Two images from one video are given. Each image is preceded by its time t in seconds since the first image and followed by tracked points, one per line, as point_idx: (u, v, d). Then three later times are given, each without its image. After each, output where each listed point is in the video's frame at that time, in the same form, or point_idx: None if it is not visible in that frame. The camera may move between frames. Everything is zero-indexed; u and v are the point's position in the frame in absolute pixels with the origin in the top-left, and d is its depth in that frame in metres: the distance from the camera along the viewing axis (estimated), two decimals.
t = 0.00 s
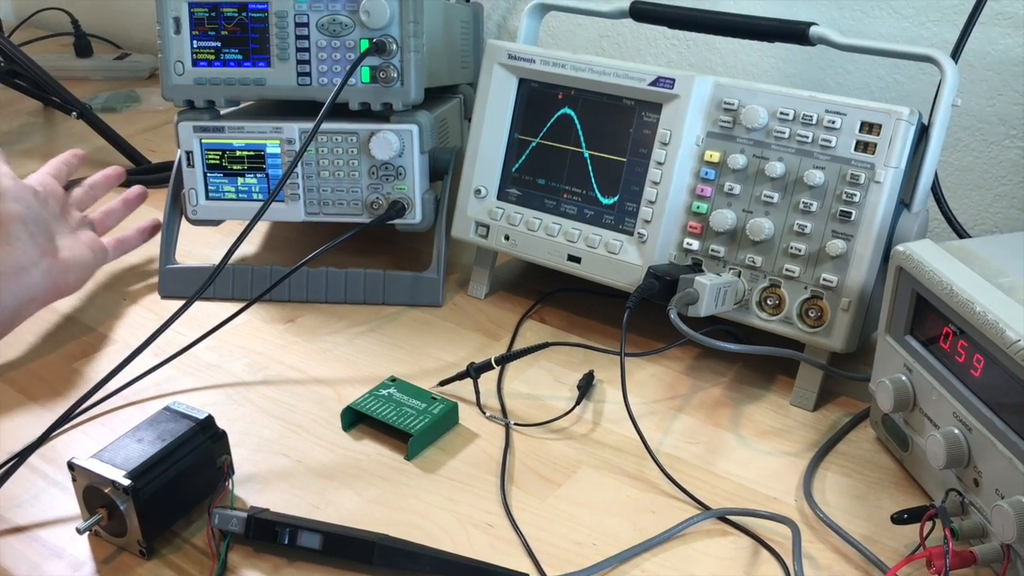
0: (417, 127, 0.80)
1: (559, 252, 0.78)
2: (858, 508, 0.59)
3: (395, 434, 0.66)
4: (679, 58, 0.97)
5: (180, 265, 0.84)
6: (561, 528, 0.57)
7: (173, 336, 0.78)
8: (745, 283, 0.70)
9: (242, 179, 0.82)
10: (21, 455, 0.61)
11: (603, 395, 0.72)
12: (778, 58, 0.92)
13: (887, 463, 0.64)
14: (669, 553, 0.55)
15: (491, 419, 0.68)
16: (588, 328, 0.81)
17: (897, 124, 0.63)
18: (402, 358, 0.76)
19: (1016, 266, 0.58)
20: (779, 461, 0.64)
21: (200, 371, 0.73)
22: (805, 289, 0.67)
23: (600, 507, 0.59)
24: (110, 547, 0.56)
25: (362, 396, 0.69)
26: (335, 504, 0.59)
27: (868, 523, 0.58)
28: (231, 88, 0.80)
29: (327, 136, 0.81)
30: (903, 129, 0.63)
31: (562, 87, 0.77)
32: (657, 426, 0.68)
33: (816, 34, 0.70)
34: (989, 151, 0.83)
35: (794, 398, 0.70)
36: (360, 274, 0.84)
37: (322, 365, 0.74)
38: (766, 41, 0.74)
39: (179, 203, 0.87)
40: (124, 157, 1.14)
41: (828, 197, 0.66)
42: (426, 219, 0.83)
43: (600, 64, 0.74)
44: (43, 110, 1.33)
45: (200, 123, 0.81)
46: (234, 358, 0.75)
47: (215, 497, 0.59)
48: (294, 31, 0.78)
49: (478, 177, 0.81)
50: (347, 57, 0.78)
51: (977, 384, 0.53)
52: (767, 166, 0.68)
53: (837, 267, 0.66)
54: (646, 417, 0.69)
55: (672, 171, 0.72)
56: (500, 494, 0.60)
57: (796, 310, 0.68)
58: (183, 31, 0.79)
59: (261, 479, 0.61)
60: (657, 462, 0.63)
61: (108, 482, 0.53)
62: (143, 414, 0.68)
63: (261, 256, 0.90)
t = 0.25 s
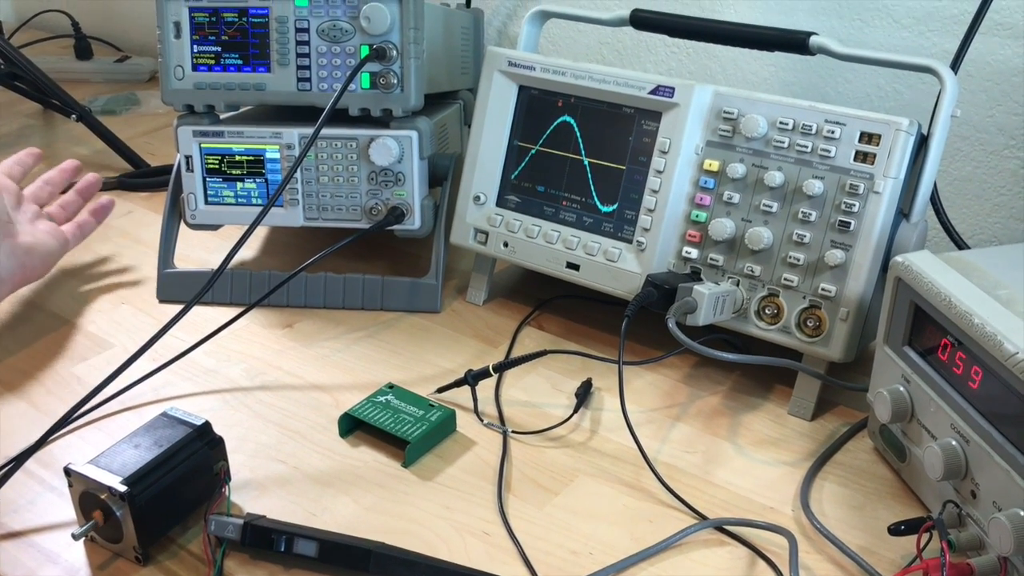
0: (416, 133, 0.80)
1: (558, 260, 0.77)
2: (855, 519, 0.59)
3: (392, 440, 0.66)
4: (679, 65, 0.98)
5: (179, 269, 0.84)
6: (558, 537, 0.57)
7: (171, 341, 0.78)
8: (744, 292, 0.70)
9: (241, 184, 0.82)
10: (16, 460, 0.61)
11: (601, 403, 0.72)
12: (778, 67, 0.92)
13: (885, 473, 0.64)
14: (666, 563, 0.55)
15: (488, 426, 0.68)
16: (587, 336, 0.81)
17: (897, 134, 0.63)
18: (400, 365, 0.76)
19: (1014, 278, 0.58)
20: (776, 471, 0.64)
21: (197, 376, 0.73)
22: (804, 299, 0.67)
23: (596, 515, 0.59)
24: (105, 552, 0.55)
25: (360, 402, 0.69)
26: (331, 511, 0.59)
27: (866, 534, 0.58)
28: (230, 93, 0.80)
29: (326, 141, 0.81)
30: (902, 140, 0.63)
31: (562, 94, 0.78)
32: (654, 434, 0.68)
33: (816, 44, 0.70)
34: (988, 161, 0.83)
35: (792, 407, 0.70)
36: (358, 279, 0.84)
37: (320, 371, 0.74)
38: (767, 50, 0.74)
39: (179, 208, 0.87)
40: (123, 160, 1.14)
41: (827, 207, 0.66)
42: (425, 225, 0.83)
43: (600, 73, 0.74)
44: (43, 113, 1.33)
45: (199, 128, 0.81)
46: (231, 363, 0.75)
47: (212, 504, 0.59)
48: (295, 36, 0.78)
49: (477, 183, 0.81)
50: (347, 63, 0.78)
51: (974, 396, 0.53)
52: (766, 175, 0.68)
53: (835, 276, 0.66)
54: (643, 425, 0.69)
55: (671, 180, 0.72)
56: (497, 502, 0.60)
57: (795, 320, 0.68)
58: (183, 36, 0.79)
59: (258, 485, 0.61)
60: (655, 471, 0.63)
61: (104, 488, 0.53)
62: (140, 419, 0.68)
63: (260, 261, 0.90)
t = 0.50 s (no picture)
0: (417, 138, 0.80)
1: (558, 265, 0.77)
2: (855, 527, 0.59)
3: (391, 446, 0.66)
4: (679, 71, 0.98)
5: (179, 272, 0.84)
6: (557, 544, 0.57)
7: (170, 344, 0.78)
8: (745, 299, 0.70)
9: (241, 187, 0.82)
10: (15, 464, 0.60)
11: (601, 409, 0.72)
12: (779, 73, 0.92)
13: (885, 482, 0.64)
14: (665, 571, 0.55)
15: (488, 432, 0.68)
16: (587, 342, 0.81)
17: (898, 142, 0.63)
18: (400, 370, 0.75)
19: (1015, 287, 0.58)
20: (776, 479, 0.64)
21: (197, 379, 0.73)
22: (805, 306, 0.67)
23: (596, 522, 0.59)
24: (104, 558, 0.55)
25: (359, 408, 0.69)
26: (330, 517, 0.58)
27: (866, 543, 0.58)
28: (231, 97, 0.80)
29: (327, 145, 0.81)
30: (904, 147, 0.63)
31: (563, 100, 0.78)
32: (654, 441, 0.68)
33: (818, 51, 0.70)
34: (988, 169, 0.84)
35: (792, 415, 0.70)
36: (358, 284, 0.84)
37: (319, 375, 0.74)
38: (768, 57, 0.74)
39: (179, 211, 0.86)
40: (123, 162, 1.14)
41: (828, 214, 0.66)
42: (426, 230, 0.83)
43: (601, 78, 0.74)
44: (43, 114, 1.33)
45: (200, 131, 0.81)
46: (231, 366, 0.75)
47: (211, 509, 0.59)
48: (296, 40, 0.78)
49: (478, 188, 0.81)
50: (348, 67, 0.78)
51: (975, 405, 0.53)
52: (767, 182, 0.68)
53: (836, 284, 0.66)
54: (643, 432, 0.69)
55: (672, 186, 0.72)
56: (497, 509, 0.60)
57: (795, 327, 0.68)
58: (184, 39, 0.79)
59: (256, 490, 0.61)
60: (654, 478, 0.63)
61: (103, 493, 0.53)
62: (139, 423, 0.67)
63: (260, 265, 0.90)
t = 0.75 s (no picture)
0: (419, 140, 0.80)
1: (560, 268, 0.77)
2: (857, 532, 0.59)
3: (391, 449, 0.66)
4: (681, 74, 0.98)
5: (179, 274, 0.84)
6: (558, 548, 0.57)
7: (170, 346, 0.78)
8: (746, 303, 0.69)
9: (242, 189, 0.82)
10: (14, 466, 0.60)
11: (602, 413, 0.71)
12: (781, 76, 0.92)
13: (887, 487, 0.63)
14: None
15: (488, 436, 0.68)
16: (587, 345, 0.81)
17: (901, 146, 0.63)
18: (401, 372, 0.75)
19: (1019, 292, 0.57)
20: (778, 483, 0.64)
21: (197, 381, 0.73)
22: (807, 310, 0.67)
23: (597, 526, 0.59)
24: (103, 560, 0.55)
25: (360, 410, 0.69)
26: (330, 520, 0.58)
27: (868, 548, 0.57)
28: (233, 98, 0.80)
29: (328, 147, 0.80)
30: (907, 152, 0.63)
31: (565, 103, 0.77)
32: (655, 445, 0.67)
33: (821, 55, 0.70)
34: (991, 173, 0.83)
35: (793, 419, 0.70)
36: (359, 286, 0.84)
37: (320, 378, 0.74)
38: (771, 60, 0.74)
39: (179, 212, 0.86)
40: (124, 163, 1.14)
41: (831, 218, 0.66)
42: (427, 232, 0.83)
43: (603, 81, 0.74)
44: (44, 115, 1.33)
45: (201, 132, 0.81)
46: (231, 368, 0.75)
47: (211, 511, 0.59)
48: (298, 42, 0.78)
49: (479, 191, 0.81)
50: (350, 69, 0.78)
51: (978, 411, 0.53)
52: (770, 186, 0.68)
53: (838, 288, 0.66)
54: (644, 436, 0.68)
55: (674, 190, 0.72)
56: (497, 512, 0.60)
57: (797, 331, 0.67)
58: (186, 41, 0.79)
59: (256, 493, 0.61)
60: (655, 482, 0.63)
61: (102, 495, 0.53)
62: (139, 425, 0.67)
63: (260, 266, 0.90)
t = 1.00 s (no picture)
0: (419, 140, 0.80)
1: (561, 269, 0.77)
2: (857, 534, 0.59)
3: (391, 450, 0.66)
4: (682, 74, 0.98)
5: (179, 273, 0.84)
6: (558, 549, 0.57)
7: (170, 346, 0.78)
8: (747, 304, 0.69)
9: (242, 189, 0.82)
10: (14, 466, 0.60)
11: (602, 414, 0.71)
12: (782, 77, 0.91)
13: (888, 489, 0.63)
14: None
15: (488, 436, 0.68)
16: (588, 346, 0.81)
17: (902, 147, 0.62)
18: (401, 372, 0.75)
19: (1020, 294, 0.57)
20: (778, 485, 0.64)
21: (197, 381, 0.73)
22: (807, 311, 0.67)
23: (597, 528, 0.59)
24: (102, 560, 0.55)
25: (360, 411, 0.69)
26: (330, 521, 0.58)
27: (868, 550, 0.57)
28: (233, 98, 0.79)
29: (329, 147, 0.80)
30: (908, 153, 0.62)
31: (566, 103, 0.77)
32: (656, 446, 0.67)
33: (822, 55, 0.70)
34: (992, 174, 0.83)
35: (794, 421, 0.70)
36: (359, 286, 0.83)
37: (319, 378, 0.74)
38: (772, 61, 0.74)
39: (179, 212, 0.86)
40: (124, 163, 1.14)
41: (831, 219, 0.66)
42: (427, 233, 0.83)
43: (604, 81, 0.74)
44: (45, 114, 1.33)
45: (201, 132, 0.81)
46: (231, 368, 0.75)
47: (210, 512, 0.58)
48: (298, 42, 0.78)
49: (480, 191, 0.81)
50: (351, 69, 0.78)
51: (979, 413, 0.53)
52: (771, 187, 0.67)
53: (839, 289, 0.65)
54: (644, 437, 0.68)
55: (675, 191, 0.71)
56: (497, 513, 0.59)
57: (798, 332, 0.67)
58: (186, 40, 0.79)
59: (255, 493, 0.61)
60: (656, 484, 0.63)
61: (101, 495, 0.52)
62: (138, 425, 0.67)
63: (260, 267, 0.90)
